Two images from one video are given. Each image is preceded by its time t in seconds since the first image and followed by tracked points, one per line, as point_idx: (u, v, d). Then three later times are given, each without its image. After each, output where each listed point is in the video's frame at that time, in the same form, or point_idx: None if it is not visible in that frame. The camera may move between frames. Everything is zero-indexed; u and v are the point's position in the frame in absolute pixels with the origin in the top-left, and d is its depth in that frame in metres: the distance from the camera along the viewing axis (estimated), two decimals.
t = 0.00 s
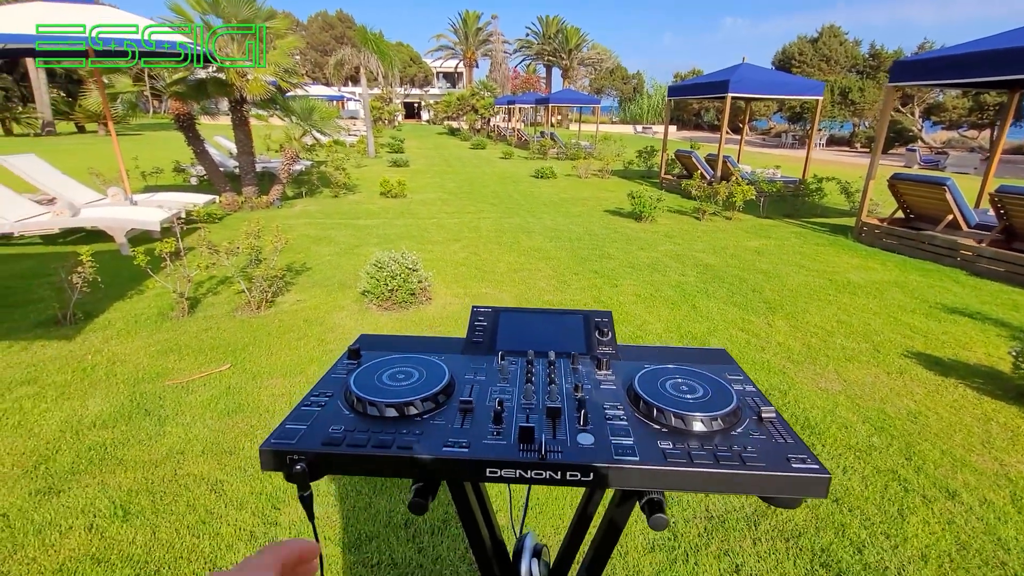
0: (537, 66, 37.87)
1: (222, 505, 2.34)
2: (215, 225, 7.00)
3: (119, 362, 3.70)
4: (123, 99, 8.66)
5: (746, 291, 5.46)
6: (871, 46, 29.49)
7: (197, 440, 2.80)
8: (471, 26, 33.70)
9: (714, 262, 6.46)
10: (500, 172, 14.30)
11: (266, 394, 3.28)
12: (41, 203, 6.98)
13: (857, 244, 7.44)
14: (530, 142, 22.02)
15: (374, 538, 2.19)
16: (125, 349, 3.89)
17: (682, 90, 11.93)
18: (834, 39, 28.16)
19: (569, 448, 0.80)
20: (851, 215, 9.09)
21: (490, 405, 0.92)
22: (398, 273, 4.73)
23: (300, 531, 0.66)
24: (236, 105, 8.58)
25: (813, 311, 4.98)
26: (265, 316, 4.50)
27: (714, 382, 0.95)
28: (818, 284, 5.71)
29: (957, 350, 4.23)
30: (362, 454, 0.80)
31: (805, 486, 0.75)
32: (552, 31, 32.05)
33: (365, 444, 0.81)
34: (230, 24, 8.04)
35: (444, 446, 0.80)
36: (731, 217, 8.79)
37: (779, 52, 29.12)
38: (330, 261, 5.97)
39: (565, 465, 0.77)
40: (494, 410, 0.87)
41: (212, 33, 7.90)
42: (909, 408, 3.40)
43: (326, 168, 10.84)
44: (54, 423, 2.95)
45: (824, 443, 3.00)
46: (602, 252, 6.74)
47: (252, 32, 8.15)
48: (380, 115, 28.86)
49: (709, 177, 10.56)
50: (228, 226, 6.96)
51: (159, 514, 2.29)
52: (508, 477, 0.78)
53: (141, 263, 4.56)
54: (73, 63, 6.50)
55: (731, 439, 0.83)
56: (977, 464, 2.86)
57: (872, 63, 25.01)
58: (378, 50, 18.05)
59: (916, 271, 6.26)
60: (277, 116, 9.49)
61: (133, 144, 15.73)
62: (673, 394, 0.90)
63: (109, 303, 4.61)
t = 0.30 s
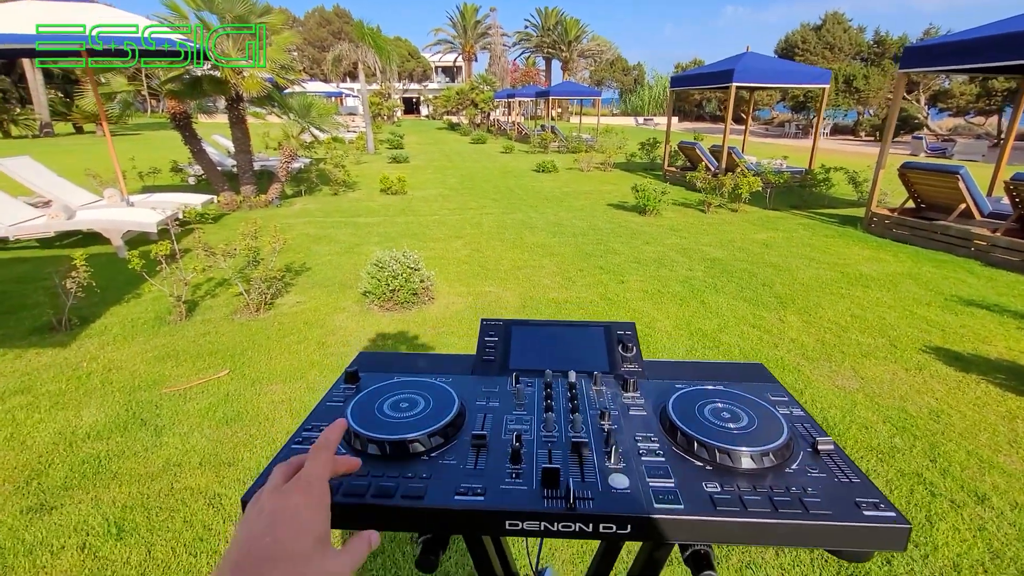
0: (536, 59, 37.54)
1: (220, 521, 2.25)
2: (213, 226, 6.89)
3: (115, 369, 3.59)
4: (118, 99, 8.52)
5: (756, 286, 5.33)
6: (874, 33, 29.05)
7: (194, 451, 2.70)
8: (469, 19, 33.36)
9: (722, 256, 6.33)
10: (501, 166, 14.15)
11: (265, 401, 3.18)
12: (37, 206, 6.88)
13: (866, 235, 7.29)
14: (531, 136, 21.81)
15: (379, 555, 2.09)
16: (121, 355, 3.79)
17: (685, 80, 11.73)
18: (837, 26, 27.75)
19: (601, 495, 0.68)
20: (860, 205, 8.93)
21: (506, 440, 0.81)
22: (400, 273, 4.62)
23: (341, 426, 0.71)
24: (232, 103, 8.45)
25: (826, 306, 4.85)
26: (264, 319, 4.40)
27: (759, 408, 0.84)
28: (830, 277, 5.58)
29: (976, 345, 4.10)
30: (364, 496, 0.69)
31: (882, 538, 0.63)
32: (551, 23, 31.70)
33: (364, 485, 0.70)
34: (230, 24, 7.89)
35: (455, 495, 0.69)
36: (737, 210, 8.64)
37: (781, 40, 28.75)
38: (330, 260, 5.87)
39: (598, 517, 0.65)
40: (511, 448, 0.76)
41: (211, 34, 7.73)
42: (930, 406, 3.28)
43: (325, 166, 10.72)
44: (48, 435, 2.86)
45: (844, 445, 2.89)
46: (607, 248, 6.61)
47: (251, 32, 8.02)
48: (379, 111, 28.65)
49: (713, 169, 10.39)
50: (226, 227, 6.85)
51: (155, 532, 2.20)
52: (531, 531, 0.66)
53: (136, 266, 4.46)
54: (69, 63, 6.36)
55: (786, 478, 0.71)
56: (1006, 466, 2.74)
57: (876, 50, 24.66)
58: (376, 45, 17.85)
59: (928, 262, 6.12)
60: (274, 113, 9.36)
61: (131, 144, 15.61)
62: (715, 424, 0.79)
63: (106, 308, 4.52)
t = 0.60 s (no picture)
0: (533, 53, 37.28)
1: (221, 534, 2.18)
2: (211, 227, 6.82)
3: (112, 375, 3.52)
4: (113, 99, 8.43)
5: (761, 281, 5.25)
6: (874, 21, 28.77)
7: (194, 461, 2.64)
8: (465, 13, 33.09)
9: (726, 250, 6.25)
10: (500, 161, 14.04)
11: (266, 407, 3.11)
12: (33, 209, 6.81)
13: (871, 227, 7.21)
14: (529, 130, 21.66)
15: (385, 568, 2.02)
16: (119, 361, 3.72)
17: (685, 72, 11.61)
18: (837, 15, 27.50)
19: (635, 538, 0.62)
20: (864, 196, 8.85)
21: (524, 472, 0.74)
22: (401, 273, 4.54)
23: (381, 472, 0.62)
24: (228, 101, 8.36)
25: (833, 299, 4.78)
26: (264, 322, 4.33)
27: (798, 429, 0.77)
28: (837, 270, 5.50)
29: (988, 338, 4.03)
30: (369, 543, 0.62)
31: None
32: (548, 16, 31.43)
33: (371, 527, 0.63)
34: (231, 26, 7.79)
35: (471, 541, 0.62)
36: (739, 202, 8.55)
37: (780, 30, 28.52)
38: (330, 260, 5.79)
39: (633, 565, 0.58)
40: (532, 483, 0.69)
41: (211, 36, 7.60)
42: (945, 402, 3.21)
43: (323, 164, 10.62)
44: (44, 445, 2.80)
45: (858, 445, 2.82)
46: (610, 243, 6.53)
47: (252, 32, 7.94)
48: (377, 108, 28.53)
49: (715, 161, 10.29)
50: (224, 228, 6.77)
51: (153, 546, 2.13)
52: None
53: (133, 270, 4.39)
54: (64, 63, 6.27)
55: (838, 514, 0.64)
56: None
57: (876, 39, 24.45)
58: (372, 41, 17.69)
59: (935, 253, 6.04)
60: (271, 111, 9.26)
61: (127, 144, 15.50)
62: (752, 450, 0.72)
63: (102, 313, 4.45)
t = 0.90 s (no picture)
0: (533, 47, 37.12)
1: (220, 537, 2.16)
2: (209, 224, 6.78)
3: (110, 375, 3.49)
4: (111, 95, 8.37)
5: (764, 277, 5.22)
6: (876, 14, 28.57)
7: (193, 461, 2.61)
8: (464, 7, 32.86)
9: (729, 246, 6.21)
10: (500, 157, 13.98)
11: (265, 407, 3.09)
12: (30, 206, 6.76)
13: (874, 222, 7.17)
14: (529, 125, 21.56)
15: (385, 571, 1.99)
16: (117, 360, 3.68)
17: (686, 66, 11.52)
18: (838, 8, 27.32)
19: (654, 564, 0.59)
20: (866, 191, 8.79)
21: (534, 489, 0.72)
22: (401, 270, 4.50)
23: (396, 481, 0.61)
24: (225, 97, 8.30)
25: (837, 296, 4.74)
26: (263, 320, 4.29)
27: (822, 442, 0.75)
28: (840, 266, 5.46)
29: (993, 335, 3.99)
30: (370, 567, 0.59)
31: None
32: (548, 10, 31.25)
33: (376, 549, 0.60)
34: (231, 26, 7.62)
35: (482, 566, 0.59)
36: (741, 198, 8.50)
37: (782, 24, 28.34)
38: (329, 257, 5.75)
39: None
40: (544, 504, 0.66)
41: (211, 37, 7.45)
42: (950, 400, 3.18)
43: (322, 159, 10.56)
44: (41, 446, 2.77)
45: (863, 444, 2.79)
46: (611, 239, 6.49)
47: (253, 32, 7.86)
48: (376, 103, 28.41)
49: (716, 156, 10.23)
50: (223, 225, 6.73)
51: (152, 549, 2.11)
52: None
53: (130, 268, 4.35)
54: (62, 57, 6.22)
55: (868, 536, 0.61)
56: None
57: (878, 32, 24.31)
58: (371, 35, 17.58)
59: (939, 248, 6.00)
60: (269, 107, 9.19)
61: (125, 140, 15.42)
62: (774, 467, 0.70)
63: (101, 311, 4.41)
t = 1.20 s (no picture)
0: (530, 41, 36.95)
1: (215, 540, 2.13)
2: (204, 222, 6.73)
3: (104, 376, 3.45)
4: (105, 93, 8.17)
5: (763, 272, 5.19)
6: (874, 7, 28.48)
7: (188, 464, 2.59)
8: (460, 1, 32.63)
9: (727, 241, 6.19)
10: (497, 152, 13.92)
11: (261, 408, 3.06)
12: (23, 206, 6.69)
13: (872, 216, 7.14)
14: (526, 120, 21.47)
15: None
16: (111, 361, 3.64)
17: (683, 60, 11.46)
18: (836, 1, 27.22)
19: None
20: (865, 184, 8.77)
21: (529, 506, 0.72)
22: (397, 268, 4.47)
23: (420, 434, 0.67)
24: (220, 93, 8.23)
25: (836, 291, 4.73)
26: (259, 319, 4.25)
27: (827, 455, 0.75)
28: (838, 261, 5.45)
29: (992, 329, 3.98)
30: None
31: None
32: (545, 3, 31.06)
33: None
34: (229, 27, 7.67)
35: None
36: (739, 192, 8.47)
37: (779, 17, 28.23)
38: (325, 255, 5.71)
39: None
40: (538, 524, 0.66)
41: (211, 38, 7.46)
42: (950, 396, 3.17)
43: (318, 156, 10.50)
44: (34, 450, 2.74)
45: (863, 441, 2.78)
46: (609, 235, 6.46)
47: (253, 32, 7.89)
48: (372, 98, 28.26)
49: (714, 151, 10.18)
50: (218, 223, 6.67)
51: (146, 554, 2.08)
52: None
53: (124, 268, 4.30)
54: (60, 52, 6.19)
55: (875, 554, 0.61)
56: None
57: (875, 25, 24.24)
58: (366, 30, 17.45)
59: (937, 242, 5.99)
60: (264, 103, 9.11)
61: (119, 138, 15.28)
62: (777, 481, 0.70)
63: (94, 312, 4.37)
